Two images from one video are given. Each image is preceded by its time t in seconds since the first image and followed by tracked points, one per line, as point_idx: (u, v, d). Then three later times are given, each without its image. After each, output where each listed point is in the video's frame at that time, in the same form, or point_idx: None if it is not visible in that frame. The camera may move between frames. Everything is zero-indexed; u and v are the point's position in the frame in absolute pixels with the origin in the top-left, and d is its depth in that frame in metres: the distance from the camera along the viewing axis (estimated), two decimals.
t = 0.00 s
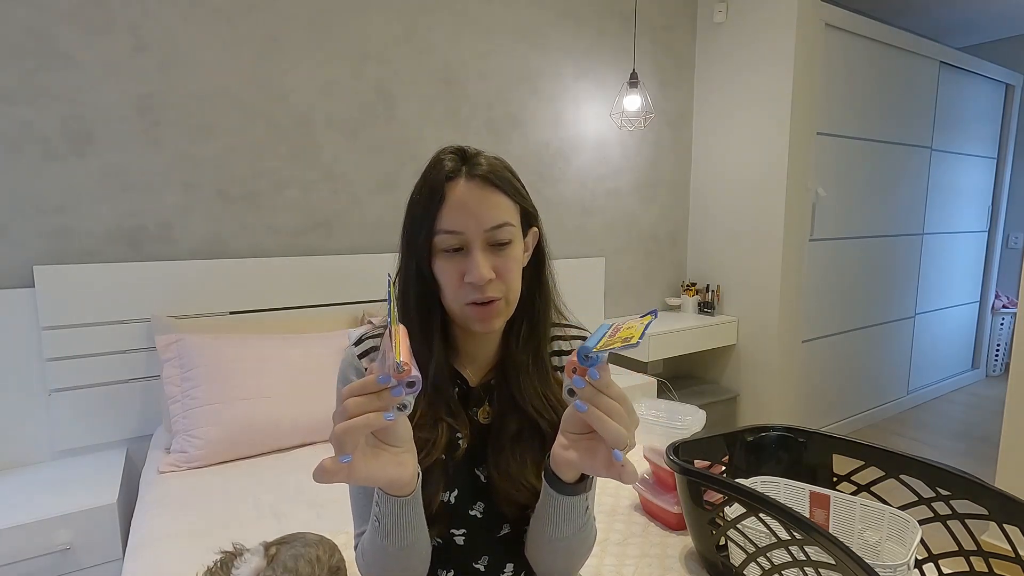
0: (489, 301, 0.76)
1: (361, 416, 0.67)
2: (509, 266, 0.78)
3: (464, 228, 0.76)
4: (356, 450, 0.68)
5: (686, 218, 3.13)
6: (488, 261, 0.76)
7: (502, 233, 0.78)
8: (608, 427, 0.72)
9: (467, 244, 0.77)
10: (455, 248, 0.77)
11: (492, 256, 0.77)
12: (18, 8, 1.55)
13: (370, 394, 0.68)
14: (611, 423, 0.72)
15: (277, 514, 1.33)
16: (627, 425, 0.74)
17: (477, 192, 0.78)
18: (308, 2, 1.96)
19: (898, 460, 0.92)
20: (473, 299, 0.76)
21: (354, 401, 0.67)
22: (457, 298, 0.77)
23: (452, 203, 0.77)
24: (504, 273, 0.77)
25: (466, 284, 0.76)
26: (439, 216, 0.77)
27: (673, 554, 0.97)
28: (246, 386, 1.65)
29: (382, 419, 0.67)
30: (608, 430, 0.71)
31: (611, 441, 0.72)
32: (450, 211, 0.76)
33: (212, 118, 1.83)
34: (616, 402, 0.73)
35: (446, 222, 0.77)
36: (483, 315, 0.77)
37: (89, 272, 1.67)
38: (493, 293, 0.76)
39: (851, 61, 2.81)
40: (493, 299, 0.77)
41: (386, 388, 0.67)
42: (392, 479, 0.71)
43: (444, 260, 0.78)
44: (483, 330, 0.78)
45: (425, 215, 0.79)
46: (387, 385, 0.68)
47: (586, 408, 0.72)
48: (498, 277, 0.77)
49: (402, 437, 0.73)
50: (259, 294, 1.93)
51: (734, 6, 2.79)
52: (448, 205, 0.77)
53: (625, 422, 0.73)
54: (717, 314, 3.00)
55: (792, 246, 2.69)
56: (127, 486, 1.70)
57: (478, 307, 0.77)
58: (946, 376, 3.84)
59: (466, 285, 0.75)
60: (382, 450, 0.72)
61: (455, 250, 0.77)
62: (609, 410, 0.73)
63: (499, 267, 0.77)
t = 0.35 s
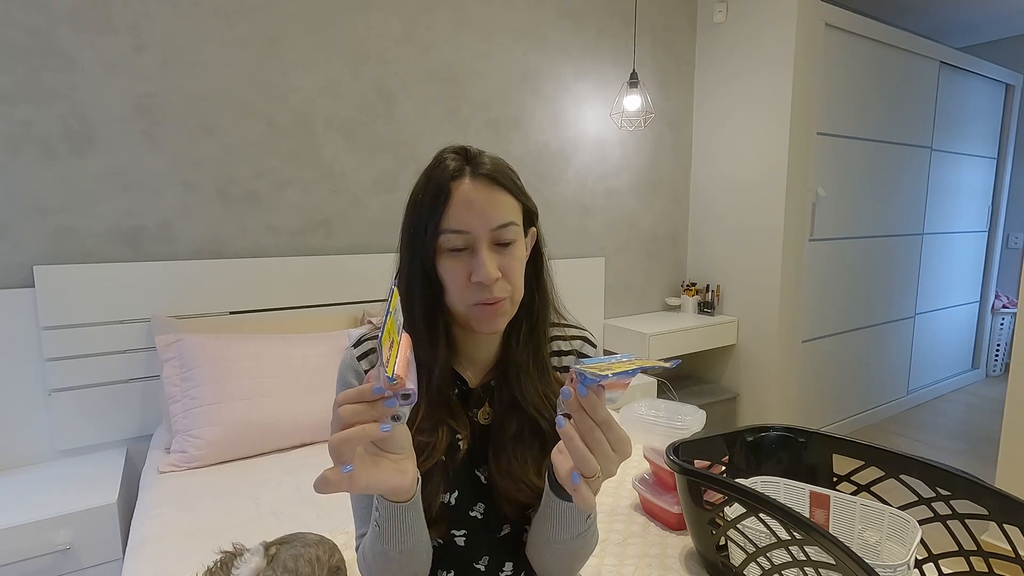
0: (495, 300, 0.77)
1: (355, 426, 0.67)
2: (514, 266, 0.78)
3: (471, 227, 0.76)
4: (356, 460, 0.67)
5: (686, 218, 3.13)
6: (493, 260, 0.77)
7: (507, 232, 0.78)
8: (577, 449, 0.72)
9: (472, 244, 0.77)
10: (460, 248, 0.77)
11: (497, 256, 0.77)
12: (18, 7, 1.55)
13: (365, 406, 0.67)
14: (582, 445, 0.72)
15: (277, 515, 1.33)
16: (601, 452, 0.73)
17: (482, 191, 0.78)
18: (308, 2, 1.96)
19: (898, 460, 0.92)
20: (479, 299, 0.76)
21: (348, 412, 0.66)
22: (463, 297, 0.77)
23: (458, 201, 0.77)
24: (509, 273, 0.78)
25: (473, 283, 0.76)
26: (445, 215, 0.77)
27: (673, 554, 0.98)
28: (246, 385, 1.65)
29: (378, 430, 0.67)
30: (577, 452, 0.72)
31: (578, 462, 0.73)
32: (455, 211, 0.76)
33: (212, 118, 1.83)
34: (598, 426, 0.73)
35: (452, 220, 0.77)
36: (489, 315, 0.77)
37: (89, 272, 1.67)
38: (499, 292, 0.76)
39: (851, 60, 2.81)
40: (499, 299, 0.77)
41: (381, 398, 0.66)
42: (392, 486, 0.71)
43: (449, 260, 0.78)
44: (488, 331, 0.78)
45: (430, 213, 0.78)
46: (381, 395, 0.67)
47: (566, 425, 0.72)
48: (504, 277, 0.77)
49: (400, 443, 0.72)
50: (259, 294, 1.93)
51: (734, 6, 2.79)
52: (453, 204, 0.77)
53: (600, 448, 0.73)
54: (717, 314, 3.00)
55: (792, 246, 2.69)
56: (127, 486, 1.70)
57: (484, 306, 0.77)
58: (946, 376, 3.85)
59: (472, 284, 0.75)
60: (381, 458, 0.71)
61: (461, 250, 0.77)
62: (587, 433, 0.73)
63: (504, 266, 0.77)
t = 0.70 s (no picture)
0: (492, 302, 0.76)
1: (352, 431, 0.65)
2: (511, 267, 0.78)
3: (467, 229, 0.76)
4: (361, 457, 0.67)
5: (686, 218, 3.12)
6: (490, 261, 0.76)
7: (504, 233, 0.78)
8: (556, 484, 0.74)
9: (469, 245, 0.77)
10: (457, 249, 0.77)
11: (494, 257, 0.77)
12: (18, 7, 1.55)
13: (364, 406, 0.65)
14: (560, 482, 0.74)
15: (277, 515, 1.33)
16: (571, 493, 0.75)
17: (479, 192, 0.78)
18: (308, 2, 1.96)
19: (898, 460, 0.92)
20: (477, 300, 0.76)
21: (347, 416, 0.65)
22: (461, 299, 0.77)
23: (455, 202, 0.77)
24: (507, 274, 0.78)
25: (470, 285, 0.76)
26: (442, 216, 0.77)
27: (673, 554, 0.98)
28: (246, 385, 1.65)
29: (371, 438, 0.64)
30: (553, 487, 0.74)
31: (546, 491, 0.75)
32: (453, 212, 0.76)
33: (212, 118, 1.84)
34: (583, 477, 0.72)
35: (448, 222, 0.76)
36: (486, 317, 0.77)
37: (90, 272, 1.67)
38: (496, 294, 0.76)
39: (851, 60, 2.81)
40: (496, 300, 0.77)
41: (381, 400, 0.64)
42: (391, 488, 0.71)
43: (447, 262, 0.77)
44: (486, 333, 0.78)
45: (428, 215, 0.78)
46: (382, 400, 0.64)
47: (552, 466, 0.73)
48: (501, 278, 0.77)
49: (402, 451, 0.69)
50: (259, 294, 1.93)
51: (734, 6, 2.79)
52: (450, 205, 0.77)
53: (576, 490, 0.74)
54: (717, 314, 3.00)
55: (792, 246, 2.69)
56: (127, 486, 1.70)
57: (482, 308, 0.77)
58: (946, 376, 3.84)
59: (470, 286, 0.75)
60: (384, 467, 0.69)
61: (458, 251, 0.77)
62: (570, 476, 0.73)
63: (502, 268, 0.77)
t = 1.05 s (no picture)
0: (491, 296, 0.77)
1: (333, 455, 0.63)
2: (510, 262, 0.79)
3: (466, 223, 0.76)
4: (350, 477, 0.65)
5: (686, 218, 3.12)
6: (489, 255, 0.77)
7: (502, 228, 0.78)
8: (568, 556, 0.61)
9: (468, 239, 0.77)
10: (456, 243, 0.77)
11: (493, 251, 0.77)
12: (17, 7, 1.55)
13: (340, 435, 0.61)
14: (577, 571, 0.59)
15: (277, 514, 1.33)
16: None
17: (477, 187, 0.78)
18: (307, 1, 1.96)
19: (898, 460, 0.92)
20: (477, 294, 0.76)
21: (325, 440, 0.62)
22: (460, 294, 0.76)
23: (453, 197, 0.77)
24: (505, 268, 0.78)
25: (469, 279, 0.76)
26: (440, 211, 0.77)
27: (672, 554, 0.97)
28: (245, 385, 1.65)
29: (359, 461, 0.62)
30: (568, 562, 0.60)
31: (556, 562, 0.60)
32: (451, 207, 0.76)
33: (212, 118, 1.84)
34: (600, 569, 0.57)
35: (447, 217, 0.76)
36: (485, 311, 0.77)
37: (89, 272, 1.67)
38: (495, 288, 0.77)
39: (851, 61, 2.81)
40: (495, 294, 0.77)
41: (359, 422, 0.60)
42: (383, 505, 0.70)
43: (446, 257, 0.77)
44: (485, 327, 0.78)
45: (425, 210, 0.78)
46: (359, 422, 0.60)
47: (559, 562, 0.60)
48: (500, 272, 0.77)
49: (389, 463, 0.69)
50: (259, 294, 1.93)
51: (734, 6, 2.79)
52: (448, 200, 0.77)
53: None
54: (717, 314, 3.00)
55: (792, 246, 2.70)
56: (127, 487, 1.70)
57: (481, 302, 0.77)
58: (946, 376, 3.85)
59: (470, 280, 0.76)
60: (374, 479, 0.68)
61: (457, 246, 0.77)
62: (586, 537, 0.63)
63: (500, 262, 0.77)
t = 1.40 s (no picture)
0: (480, 297, 0.76)
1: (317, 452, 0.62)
2: (500, 262, 0.78)
3: (456, 222, 0.76)
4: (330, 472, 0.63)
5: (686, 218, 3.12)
6: (479, 256, 0.77)
7: (492, 228, 0.78)
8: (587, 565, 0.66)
9: (457, 239, 0.77)
10: (446, 244, 0.77)
11: (483, 252, 0.77)
12: (17, 7, 1.55)
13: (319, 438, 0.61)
14: None
15: (277, 514, 1.33)
16: None
17: (466, 186, 0.78)
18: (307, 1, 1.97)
19: (898, 460, 0.92)
20: (466, 295, 0.76)
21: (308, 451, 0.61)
22: (449, 294, 0.77)
23: (442, 197, 0.77)
24: (495, 269, 0.78)
25: (458, 280, 0.76)
26: (430, 211, 0.77)
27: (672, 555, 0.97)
28: (245, 385, 1.65)
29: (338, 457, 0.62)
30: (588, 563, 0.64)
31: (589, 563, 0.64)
32: (441, 206, 0.76)
33: (212, 118, 1.84)
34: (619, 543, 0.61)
35: (436, 216, 0.77)
36: (475, 312, 0.77)
37: (89, 272, 1.67)
38: (485, 289, 0.76)
39: (851, 61, 2.81)
40: (484, 295, 0.77)
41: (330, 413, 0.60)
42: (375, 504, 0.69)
43: (435, 257, 0.77)
44: (475, 328, 0.78)
45: (415, 210, 0.78)
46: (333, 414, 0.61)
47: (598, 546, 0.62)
48: (490, 273, 0.77)
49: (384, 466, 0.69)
50: (259, 294, 1.93)
51: (734, 6, 2.79)
52: (438, 200, 0.77)
53: None
54: (717, 314, 3.00)
55: (792, 246, 2.70)
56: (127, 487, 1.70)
57: (470, 303, 0.77)
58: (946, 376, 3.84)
59: (458, 280, 0.76)
60: (369, 471, 0.68)
61: (446, 246, 0.77)
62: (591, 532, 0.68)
63: (490, 263, 0.77)
